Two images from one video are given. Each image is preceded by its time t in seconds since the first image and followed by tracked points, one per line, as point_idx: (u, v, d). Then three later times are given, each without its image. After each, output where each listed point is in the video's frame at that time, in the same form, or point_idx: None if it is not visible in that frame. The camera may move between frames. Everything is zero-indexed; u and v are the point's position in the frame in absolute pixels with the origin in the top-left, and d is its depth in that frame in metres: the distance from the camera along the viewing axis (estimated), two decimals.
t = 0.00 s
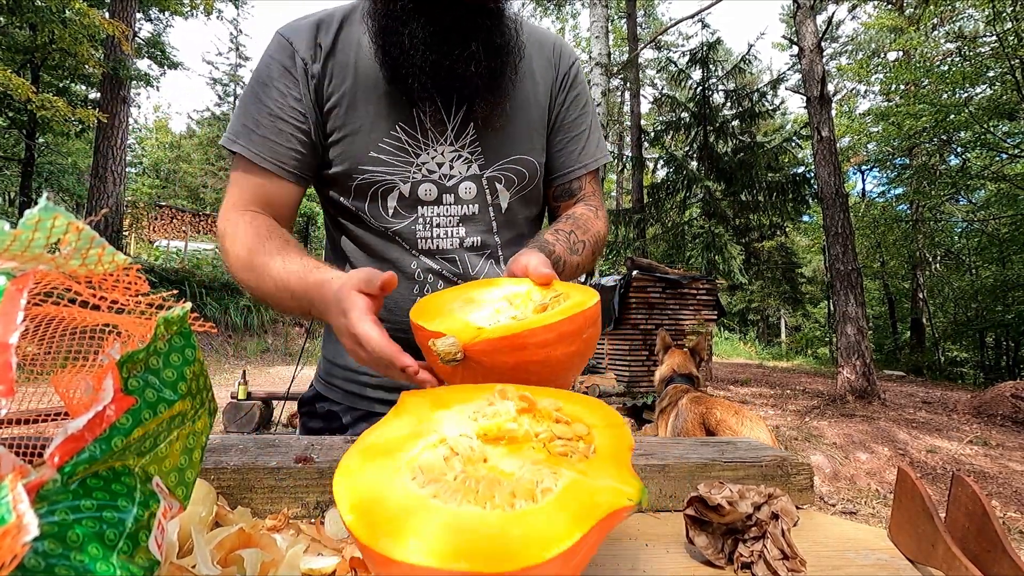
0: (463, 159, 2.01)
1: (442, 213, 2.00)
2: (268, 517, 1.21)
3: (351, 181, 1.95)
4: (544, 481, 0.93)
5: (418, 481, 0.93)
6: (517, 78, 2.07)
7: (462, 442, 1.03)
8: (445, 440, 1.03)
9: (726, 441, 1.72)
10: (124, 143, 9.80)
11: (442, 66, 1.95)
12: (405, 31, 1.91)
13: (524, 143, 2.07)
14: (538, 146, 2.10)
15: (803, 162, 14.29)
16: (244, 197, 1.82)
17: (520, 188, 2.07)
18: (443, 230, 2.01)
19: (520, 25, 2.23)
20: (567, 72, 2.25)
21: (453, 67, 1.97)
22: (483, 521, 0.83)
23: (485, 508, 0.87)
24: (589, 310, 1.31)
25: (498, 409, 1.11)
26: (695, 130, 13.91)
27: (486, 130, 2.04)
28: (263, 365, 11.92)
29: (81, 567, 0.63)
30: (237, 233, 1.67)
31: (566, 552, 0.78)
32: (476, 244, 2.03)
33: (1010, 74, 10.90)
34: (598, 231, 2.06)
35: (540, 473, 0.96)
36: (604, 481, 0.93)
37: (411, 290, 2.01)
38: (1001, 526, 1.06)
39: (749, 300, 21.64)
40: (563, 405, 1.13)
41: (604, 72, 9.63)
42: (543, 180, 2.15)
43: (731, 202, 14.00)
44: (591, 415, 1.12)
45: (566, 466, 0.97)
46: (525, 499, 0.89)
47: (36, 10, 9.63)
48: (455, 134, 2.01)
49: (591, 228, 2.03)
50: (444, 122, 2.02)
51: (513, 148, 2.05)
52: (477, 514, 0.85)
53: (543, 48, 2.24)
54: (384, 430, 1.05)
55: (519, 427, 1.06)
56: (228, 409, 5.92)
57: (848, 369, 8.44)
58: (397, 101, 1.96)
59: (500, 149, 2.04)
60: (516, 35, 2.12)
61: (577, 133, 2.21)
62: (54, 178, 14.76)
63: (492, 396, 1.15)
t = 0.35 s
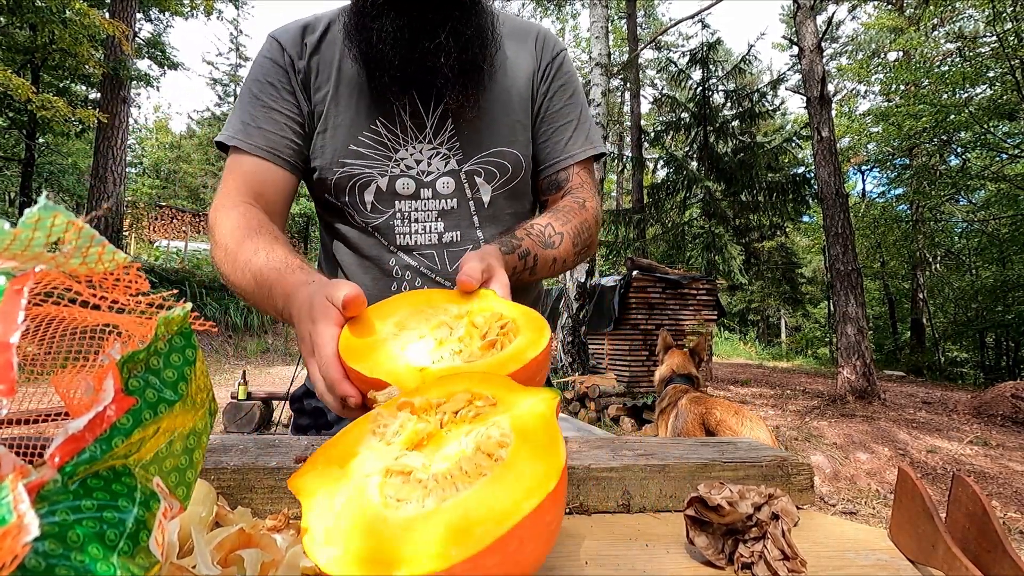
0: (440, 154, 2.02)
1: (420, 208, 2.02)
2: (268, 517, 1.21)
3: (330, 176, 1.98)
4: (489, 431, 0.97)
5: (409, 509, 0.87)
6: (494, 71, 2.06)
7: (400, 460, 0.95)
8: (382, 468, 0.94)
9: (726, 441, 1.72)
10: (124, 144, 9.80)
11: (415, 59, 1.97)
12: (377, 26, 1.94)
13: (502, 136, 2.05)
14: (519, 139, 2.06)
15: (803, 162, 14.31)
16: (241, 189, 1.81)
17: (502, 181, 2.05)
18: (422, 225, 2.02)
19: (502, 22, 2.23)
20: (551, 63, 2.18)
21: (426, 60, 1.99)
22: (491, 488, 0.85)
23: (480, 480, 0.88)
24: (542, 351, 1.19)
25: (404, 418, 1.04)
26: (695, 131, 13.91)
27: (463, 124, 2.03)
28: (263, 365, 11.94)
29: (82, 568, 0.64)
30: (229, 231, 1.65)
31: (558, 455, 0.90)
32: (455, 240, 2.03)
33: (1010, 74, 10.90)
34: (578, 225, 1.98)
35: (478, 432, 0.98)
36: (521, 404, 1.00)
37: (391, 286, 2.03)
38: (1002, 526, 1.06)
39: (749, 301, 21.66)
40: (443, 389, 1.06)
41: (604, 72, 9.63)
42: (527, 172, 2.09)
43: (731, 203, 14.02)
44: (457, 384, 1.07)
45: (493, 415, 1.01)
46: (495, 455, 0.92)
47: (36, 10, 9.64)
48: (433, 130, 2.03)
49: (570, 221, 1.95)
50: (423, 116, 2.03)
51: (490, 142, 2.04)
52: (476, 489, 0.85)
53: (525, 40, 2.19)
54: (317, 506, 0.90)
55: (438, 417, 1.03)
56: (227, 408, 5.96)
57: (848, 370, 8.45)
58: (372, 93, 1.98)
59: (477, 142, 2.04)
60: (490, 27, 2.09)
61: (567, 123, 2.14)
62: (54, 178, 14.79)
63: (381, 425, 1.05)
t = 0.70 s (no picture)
0: (436, 158, 2.01)
1: (415, 212, 2.01)
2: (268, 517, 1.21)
3: (326, 179, 1.99)
4: (504, 434, 0.97)
5: (465, 509, 0.84)
6: (497, 79, 2.06)
7: (426, 462, 0.92)
8: (413, 471, 0.89)
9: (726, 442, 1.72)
10: (124, 144, 9.80)
11: (417, 66, 1.97)
12: (382, 34, 1.93)
13: (503, 141, 2.04)
14: (521, 146, 2.07)
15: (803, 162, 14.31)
16: (239, 197, 1.92)
17: (495, 188, 2.04)
18: (416, 229, 2.02)
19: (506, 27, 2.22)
20: (556, 70, 2.17)
21: (425, 66, 1.99)
22: (539, 485, 0.87)
23: (523, 479, 0.89)
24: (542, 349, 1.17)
25: (411, 419, 1.01)
26: (695, 131, 13.90)
27: (464, 130, 2.03)
28: (263, 365, 11.96)
29: (82, 569, 0.63)
30: (236, 253, 1.67)
31: (584, 449, 0.94)
32: (450, 244, 2.02)
33: (1010, 74, 10.88)
34: (595, 237, 2.04)
35: (491, 437, 0.98)
36: (522, 407, 1.03)
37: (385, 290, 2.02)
38: (1002, 527, 1.06)
39: (749, 301, 21.67)
40: (423, 395, 1.05)
41: (604, 72, 9.64)
42: (526, 177, 2.10)
43: (731, 203, 14.03)
44: (437, 389, 1.06)
45: (495, 419, 1.02)
46: (524, 455, 0.94)
47: (36, 10, 9.64)
48: (429, 133, 2.02)
49: (589, 228, 2.02)
50: (420, 120, 2.02)
51: (490, 148, 2.03)
52: (526, 488, 0.87)
53: (528, 46, 2.18)
54: (353, 507, 0.83)
55: (439, 420, 1.02)
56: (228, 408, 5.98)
57: (848, 370, 8.45)
58: (370, 98, 1.98)
59: (475, 149, 2.03)
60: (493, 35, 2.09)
61: (573, 131, 2.15)
62: (54, 178, 14.81)
63: (382, 426, 1.00)
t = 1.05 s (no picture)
0: (440, 168, 2.01)
1: (417, 220, 2.01)
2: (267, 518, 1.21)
3: (329, 184, 1.99)
4: (514, 439, 0.97)
5: (473, 508, 0.84)
6: (507, 90, 2.05)
7: (438, 460, 0.92)
8: (425, 467, 0.89)
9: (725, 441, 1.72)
10: (124, 144, 9.81)
11: (426, 76, 1.96)
12: (394, 43, 1.90)
13: (508, 151, 2.03)
14: (525, 157, 2.06)
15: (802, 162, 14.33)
16: (244, 198, 1.95)
17: (499, 197, 2.04)
18: (420, 236, 2.02)
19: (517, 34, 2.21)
20: (566, 80, 2.17)
21: (433, 74, 1.97)
22: (549, 489, 0.87)
23: (532, 483, 0.89)
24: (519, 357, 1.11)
25: (423, 417, 1.00)
26: (695, 131, 13.90)
27: (473, 143, 2.01)
28: (263, 366, 11.97)
29: (82, 568, 0.64)
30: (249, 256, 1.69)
31: (593, 458, 0.95)
32: (452, 251, 2.02)
33: (1010, 74, 10.89)
34: (599, 253, 1.99)
35: (501, 440, 0.98)
36: (533, 413, 1.02)
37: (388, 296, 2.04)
38: (1002, 527, 1.06)
39: (749, 301, 21.68)
40: (434, 393, 1.04)
41: (604, 72, 9.64)
42: (530, 186, 2.09)
43: (731, 203, 14.04)
44: (447, 388, 1.05)
45: (506, 423, 1.02)
46: (533, 459, 0.94)
47: (36, 10, 9.63)
48: (434, 141, 2.01)
49: (592, 245, 1.97)
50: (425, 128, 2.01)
51: (494, 158, 2.02)
52: (536, 491, 0.87)
53: (540, 54, 2.17)
54: (365, 497, 0.83)
55: (449, 420, 1.01)
56: (228, 408, 6.01)
57: (848, 370, 8.44)
58: (376, 104, 1.97)
59: (480, 159, 2.02)
60: (505, 43, 2.07)
61: (581, 141, 2.15)
62: (54, 178, 14.82)
63: (394, 422, 1.00)
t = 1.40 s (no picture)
0: (451, 172, 2.01)
1: (422, 219, 2.02)
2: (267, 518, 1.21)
3: (341, 174, 2.01)
4: (517, 439, 0.97)
5: (476, 509, 0.84)
6: (529, 104, 2.05)
7: (439, 459, 0.92)
8: (427, 466, 0.89)
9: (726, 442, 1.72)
10: (124, 144, 9.80)
11: (450, 86, 1.94)
12: (421, 49, 1.88)
13: (521, 161, 2.04)
14: (539, 171, 2.07)
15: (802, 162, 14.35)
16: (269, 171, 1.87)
17: (505, 206, 2.05)
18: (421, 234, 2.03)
19: (544, 44, 2.21)
20: (587, 97, 2.19)
21: (455, 81, 1.94)
22: (552, 490, 0.87)
23: (535, 483, 0.89)
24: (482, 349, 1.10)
25: (424, 416, 0.99)
26: (695, 131, 13.86)
27: (490, 153, 2.02)
28: (263, 366, 11.97)
29: (82, 568, 0.64)
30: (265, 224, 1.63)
31: (594, 458, 0.95)
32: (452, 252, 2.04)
33: (1010, 74, 10.91)
34: (593, 271, 1.99)
35: (503, 440, 0.98)
36: (535, 413, 1.03)
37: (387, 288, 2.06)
38: (1003, 527, 1.06)
39: (750, 302, 21.67)
40: (435, 392, 1.03)
41: (604, 72, 9.63)
42: (538, 199, 2.10)
43: (731, 203, 14.05)
44: (449, 388, 1.04)
45: (508, 423, 1.01)
46: (535, 460, 0.94)
47: (36, 11, 9.61)
48: (448, 146, 2.02)
49: (586, 264, 1.96)
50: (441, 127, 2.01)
51: (503, 168, 2.03)
52: (538, 491, 0.87)
53: (563, 69, 2.19)
54: (367, 496, 0.83)
55: (452, 420, 1.00)
56: (228, 408, 6.02)
57: (849, 370, 8.44)
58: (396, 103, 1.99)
59: (491, 167, 2.02)
60: (531, 55, 2.05)
61: (595, 160, 2.16)
62: (54, 179, 14.81)
63: (396, 421, 0.99)
